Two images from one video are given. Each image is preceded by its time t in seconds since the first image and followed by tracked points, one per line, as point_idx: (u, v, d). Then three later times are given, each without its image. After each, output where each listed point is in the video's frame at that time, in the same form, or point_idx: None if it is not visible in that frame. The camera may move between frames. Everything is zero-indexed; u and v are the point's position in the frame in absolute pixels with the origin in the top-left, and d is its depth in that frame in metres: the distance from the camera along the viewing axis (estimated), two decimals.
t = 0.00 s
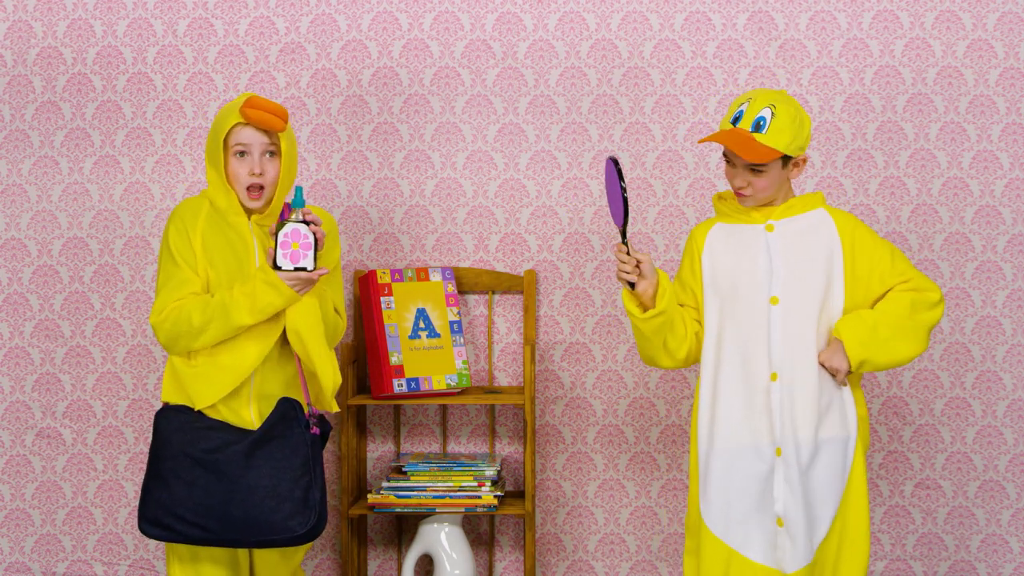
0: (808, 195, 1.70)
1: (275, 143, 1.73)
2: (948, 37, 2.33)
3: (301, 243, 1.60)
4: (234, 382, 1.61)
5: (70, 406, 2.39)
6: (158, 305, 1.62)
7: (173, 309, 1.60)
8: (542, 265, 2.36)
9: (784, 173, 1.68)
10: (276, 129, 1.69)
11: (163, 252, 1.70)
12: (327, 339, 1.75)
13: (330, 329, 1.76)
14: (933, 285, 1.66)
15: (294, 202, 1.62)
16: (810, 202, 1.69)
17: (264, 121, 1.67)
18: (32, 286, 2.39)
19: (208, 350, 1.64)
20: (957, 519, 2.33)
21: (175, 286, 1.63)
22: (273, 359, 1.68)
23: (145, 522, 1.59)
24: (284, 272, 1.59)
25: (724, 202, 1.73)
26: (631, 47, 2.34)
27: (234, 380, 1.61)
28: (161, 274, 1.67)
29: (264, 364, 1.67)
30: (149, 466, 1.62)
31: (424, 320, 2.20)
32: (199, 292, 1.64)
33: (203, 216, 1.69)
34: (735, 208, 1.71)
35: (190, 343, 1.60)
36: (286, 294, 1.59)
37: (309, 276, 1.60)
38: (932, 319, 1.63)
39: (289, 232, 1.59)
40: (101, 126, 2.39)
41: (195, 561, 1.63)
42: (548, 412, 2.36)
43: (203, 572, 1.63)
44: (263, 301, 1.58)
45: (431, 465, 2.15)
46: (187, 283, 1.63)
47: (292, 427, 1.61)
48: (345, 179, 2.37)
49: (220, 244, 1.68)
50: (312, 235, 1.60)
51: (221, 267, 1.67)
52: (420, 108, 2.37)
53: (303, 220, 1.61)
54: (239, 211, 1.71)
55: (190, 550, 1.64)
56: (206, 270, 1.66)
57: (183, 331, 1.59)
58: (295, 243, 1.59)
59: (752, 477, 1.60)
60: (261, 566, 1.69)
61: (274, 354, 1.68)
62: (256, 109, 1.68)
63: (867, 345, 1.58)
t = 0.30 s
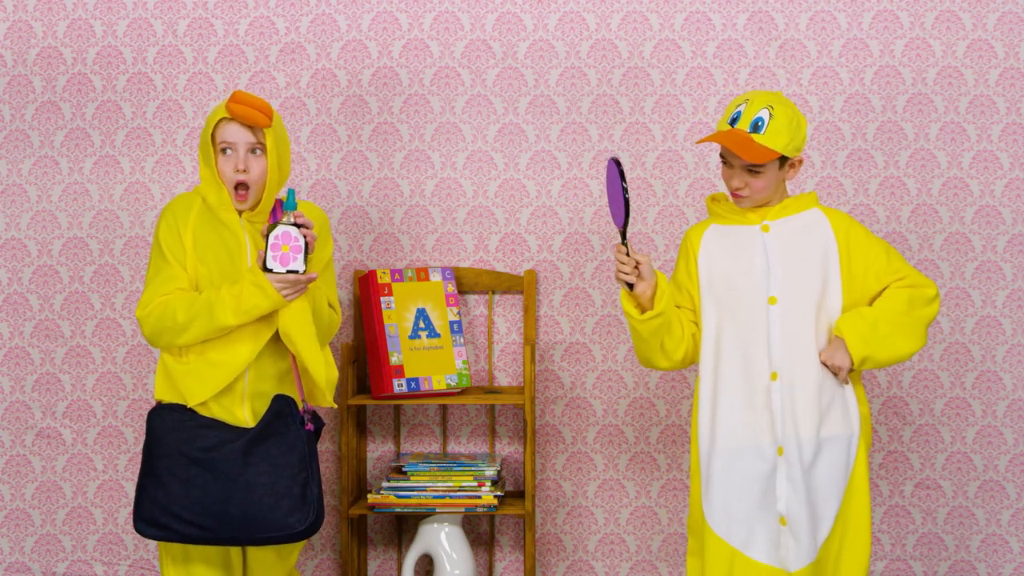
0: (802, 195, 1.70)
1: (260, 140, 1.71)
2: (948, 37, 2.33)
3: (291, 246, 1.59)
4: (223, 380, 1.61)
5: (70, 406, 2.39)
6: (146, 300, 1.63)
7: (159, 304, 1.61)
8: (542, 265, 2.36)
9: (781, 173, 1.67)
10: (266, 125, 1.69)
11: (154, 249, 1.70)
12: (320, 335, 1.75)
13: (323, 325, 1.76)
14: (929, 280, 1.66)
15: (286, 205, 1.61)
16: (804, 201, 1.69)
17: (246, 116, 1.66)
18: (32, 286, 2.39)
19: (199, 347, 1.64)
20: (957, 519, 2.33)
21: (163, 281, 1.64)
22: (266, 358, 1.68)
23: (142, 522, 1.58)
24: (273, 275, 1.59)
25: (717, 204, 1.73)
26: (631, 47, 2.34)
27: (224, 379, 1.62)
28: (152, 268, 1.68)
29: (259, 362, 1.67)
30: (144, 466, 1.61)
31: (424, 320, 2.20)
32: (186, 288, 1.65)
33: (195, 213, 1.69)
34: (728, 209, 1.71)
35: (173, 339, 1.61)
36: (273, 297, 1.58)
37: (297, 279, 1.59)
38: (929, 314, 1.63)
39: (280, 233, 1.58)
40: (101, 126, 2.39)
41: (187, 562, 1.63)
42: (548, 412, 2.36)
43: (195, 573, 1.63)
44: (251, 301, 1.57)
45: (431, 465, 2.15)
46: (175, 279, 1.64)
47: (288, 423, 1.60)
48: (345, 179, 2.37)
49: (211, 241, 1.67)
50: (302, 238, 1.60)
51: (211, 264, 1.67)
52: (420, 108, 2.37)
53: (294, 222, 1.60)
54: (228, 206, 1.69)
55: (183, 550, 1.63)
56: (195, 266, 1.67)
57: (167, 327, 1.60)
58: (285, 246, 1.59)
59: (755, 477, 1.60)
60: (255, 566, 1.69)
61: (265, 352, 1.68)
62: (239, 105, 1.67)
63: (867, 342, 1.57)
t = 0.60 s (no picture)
0: (802, 191, 1.70)
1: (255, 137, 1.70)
2: (948, 37, 2.33)
3: (284, 246, 1.59)
4: (217, 378, 1.61)
5: (70, 406, 2.39)
6: (137, 293, 1.64)
7: (149, 298, 1.62)
8: (542, 265, 2.36)
9: (777, 160, 1.67)
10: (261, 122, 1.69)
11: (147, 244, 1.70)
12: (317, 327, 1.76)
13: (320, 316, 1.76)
14: (927, 280, 1.65)
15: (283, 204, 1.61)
16: (804, 198, 1.69)
17: (242, 112, 1.66)
18: (32, 286, 2.39)
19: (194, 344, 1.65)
20: (957, 519, 2.33)
21: (155, 276, 1.64)
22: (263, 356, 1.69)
23: (141, 522, 1.58)
24: (262, 273, 1.59)
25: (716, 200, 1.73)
26: (631, 47, 2.34)
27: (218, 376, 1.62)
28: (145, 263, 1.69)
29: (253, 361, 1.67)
30: (141, 465, 1.61)
31: (424, 320, 2.20)
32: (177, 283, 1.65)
33: (187, 208, 1.69)
34: (726, 204, 1.70)
35: (159, 333, 1.61)
36: (261, 298, 1.58)
37: (288, 279, 1.59)
38: (927, 314, 1.63)
39: (273, 233, 1.59)
40: (101, 126, 2.39)
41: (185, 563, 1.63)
42: (548, 412, 2.36)
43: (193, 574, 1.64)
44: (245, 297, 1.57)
45: (431, 465, 2.15)
46: (165, 273, 1.65)
47: (283, 417, 1.60)
48: (345, 179, 2.37)
49: (205, 237, 1.68)
50: (296, 239, 1.60)
51: (204, 262, 1.67)
52: (420, 108, 2.37)
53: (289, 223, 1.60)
54: (220, 202, 1.69)
55: (181, 550, 1.64)
56: (186, 262, 1.67)
57: (153, 321, 1.60)
58: (278, 246, 1.59)
59: (752, 475, 1.60)
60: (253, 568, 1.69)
61: (261, 349, 1.68)
62: (234, 101, 1.66)
63: (865, 345, 1.57)
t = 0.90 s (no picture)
0: (803, 191, 1.70)
1: (255, 138, 1.71)
2: (948, 37, 2.33)
3: (285, 245, 1.59)
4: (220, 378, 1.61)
5: (70, 406, 2.39)
6: (134, 295, 1.62)
7: (147, 298, 1.60)
8: (542, 265, 2.36)
9: (777, 171, 1.66)
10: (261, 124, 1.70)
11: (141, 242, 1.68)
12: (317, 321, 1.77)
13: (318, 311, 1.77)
14: (925, 287, 1.65)
15: (284, 205, 1.63)
16: (806, 199, 1.69)
17: (242, 113, 1.66)
18: (32, 286, 2.39)
19: (194, 344, 1.64)
20: (957, 519, 2.33)
21: (152, 276, 1.62)
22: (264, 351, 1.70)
23: (148, 524, 1.56)
24: (265, 272, 1.58)
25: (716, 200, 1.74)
26: (631, 47, 2.34)
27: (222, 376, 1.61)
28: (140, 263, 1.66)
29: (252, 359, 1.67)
30: (145, 466, 1.59)
31: (424, 320, 2.20)
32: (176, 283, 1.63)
33: (184, 208, 1.68)
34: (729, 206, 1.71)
35: (159, 334, 1.59)
36: (264, 296, 1.57)
37: (290, 278, 1.59)
38: (924, 319, 1.63)
39: (275, 232, 1.59)
40: (101, 126, 2.39)
41: (186, 563, 1.63)
42: (548, 412, 2.36)
43: (194, 573, 1.63)
44: (249, 296, 1.56)
45: (431, 465, 2.15)
46: (163, 273, 1.63)
47: (288, 413, 1.60)
48: (345, 179, 2.37)
49: (204, 237, 1.67)
50: (297, 239, 1.59)
51: (205, 261, 1.66)
52: (420, 108, 2.37)
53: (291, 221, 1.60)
54: (217, 202, 1.69)
55: (182, 550, 1.63)
56: (184, 262, 1.65)
57: (154, 322, 1.59)
58: (280, 245, 1.59)
59: (747, 473, 1.60)
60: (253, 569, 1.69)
61: (260, 349, 1.69)
62: (235, 102, 1.67)
63: (862, 348, 1.57)
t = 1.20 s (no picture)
0: (799, 189, 1.69)
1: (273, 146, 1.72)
2: (948, 37, 2.33)
3: (301, 260, 1.61)
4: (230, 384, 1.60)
5: (70, 406, 2.39)
6: (138, 300, 1.57)
7: (156, 304, 1.56)
8: (542, 264, 2.36)
9: (774, 161, 1.66)
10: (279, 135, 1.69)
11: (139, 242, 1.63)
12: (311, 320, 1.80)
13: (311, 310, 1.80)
14: (922, 284, 1.65)
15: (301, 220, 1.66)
16: (801, 198, 1.69)
17: (275, 124, 1.66)
18: (32, 286, 2.39)
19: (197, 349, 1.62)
20: (957, 519, 2.33)
21: (157, 281, 1.59)
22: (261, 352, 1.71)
23: (158, 531, 1.53)
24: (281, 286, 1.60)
25: (710, 199, 1.74)
26: (631, 47, 2.34)
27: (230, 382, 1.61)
28: (138, 266, 1.61)
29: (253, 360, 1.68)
30: (151, 472, 1.56)
31: (424, 320, 2.20)
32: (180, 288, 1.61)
33: (186, 210, 1.65)
34: (722, 203, 1.71)
35: (169, 341, 1.57)
36: (281, 308, 1.60)
37: (306, 292, 1.61)
38: (922, 317, 1.63)
39: (290, 247, 1.61)
40: (101, 126, 2.39)
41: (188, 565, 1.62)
42: (548, 412, 2.36)
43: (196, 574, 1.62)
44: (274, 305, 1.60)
45: (431, 465, 2.15)
46: (168, 278, 1.59)
47: (294, 414, 1.62)
48: (345, 179, 2.37)
49: (208, 241, 1.65)
50: (313, 254, 1.62)
51: (208, 265, 1.65)
52: (420, 108, 2.37)
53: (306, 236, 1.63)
54: (221, 203, 1.68)
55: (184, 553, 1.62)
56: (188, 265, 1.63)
57: (165, 329, 1.56)
58: (295, 260, 1.61)
59: (747, 474, 1.60)
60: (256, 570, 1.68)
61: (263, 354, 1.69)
62: (265, 111, 1.66)
63: (860, 348, 1.58)
